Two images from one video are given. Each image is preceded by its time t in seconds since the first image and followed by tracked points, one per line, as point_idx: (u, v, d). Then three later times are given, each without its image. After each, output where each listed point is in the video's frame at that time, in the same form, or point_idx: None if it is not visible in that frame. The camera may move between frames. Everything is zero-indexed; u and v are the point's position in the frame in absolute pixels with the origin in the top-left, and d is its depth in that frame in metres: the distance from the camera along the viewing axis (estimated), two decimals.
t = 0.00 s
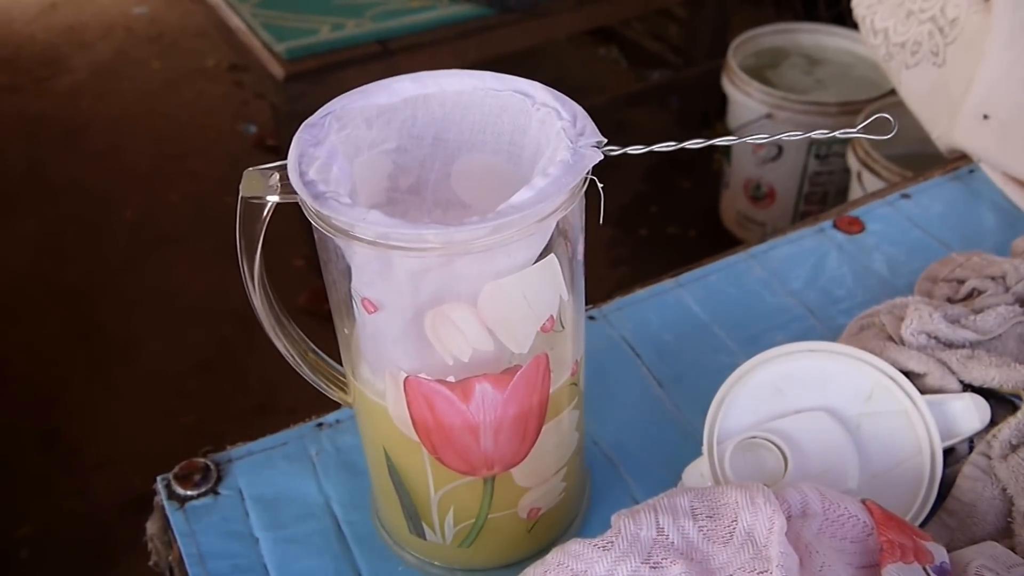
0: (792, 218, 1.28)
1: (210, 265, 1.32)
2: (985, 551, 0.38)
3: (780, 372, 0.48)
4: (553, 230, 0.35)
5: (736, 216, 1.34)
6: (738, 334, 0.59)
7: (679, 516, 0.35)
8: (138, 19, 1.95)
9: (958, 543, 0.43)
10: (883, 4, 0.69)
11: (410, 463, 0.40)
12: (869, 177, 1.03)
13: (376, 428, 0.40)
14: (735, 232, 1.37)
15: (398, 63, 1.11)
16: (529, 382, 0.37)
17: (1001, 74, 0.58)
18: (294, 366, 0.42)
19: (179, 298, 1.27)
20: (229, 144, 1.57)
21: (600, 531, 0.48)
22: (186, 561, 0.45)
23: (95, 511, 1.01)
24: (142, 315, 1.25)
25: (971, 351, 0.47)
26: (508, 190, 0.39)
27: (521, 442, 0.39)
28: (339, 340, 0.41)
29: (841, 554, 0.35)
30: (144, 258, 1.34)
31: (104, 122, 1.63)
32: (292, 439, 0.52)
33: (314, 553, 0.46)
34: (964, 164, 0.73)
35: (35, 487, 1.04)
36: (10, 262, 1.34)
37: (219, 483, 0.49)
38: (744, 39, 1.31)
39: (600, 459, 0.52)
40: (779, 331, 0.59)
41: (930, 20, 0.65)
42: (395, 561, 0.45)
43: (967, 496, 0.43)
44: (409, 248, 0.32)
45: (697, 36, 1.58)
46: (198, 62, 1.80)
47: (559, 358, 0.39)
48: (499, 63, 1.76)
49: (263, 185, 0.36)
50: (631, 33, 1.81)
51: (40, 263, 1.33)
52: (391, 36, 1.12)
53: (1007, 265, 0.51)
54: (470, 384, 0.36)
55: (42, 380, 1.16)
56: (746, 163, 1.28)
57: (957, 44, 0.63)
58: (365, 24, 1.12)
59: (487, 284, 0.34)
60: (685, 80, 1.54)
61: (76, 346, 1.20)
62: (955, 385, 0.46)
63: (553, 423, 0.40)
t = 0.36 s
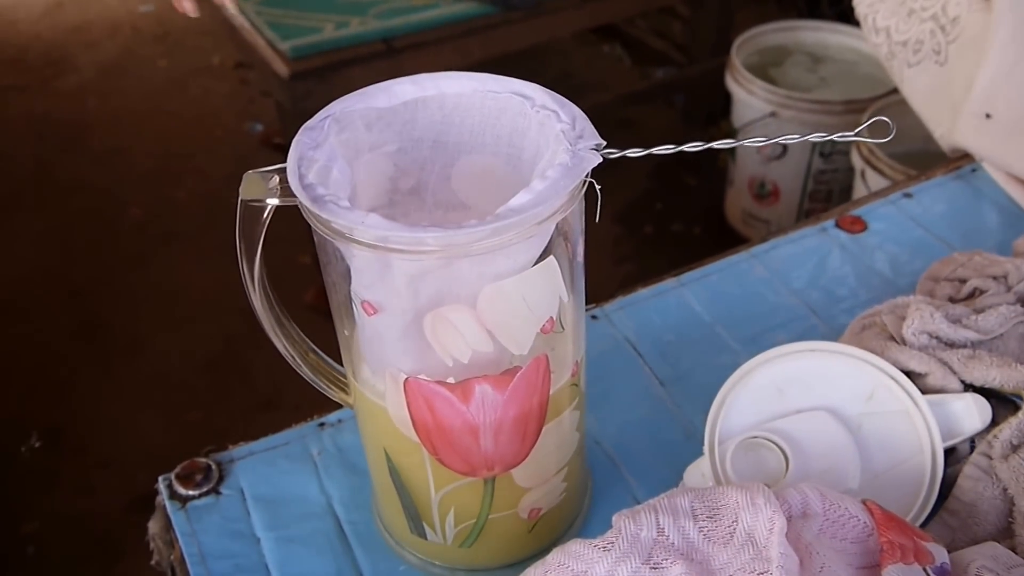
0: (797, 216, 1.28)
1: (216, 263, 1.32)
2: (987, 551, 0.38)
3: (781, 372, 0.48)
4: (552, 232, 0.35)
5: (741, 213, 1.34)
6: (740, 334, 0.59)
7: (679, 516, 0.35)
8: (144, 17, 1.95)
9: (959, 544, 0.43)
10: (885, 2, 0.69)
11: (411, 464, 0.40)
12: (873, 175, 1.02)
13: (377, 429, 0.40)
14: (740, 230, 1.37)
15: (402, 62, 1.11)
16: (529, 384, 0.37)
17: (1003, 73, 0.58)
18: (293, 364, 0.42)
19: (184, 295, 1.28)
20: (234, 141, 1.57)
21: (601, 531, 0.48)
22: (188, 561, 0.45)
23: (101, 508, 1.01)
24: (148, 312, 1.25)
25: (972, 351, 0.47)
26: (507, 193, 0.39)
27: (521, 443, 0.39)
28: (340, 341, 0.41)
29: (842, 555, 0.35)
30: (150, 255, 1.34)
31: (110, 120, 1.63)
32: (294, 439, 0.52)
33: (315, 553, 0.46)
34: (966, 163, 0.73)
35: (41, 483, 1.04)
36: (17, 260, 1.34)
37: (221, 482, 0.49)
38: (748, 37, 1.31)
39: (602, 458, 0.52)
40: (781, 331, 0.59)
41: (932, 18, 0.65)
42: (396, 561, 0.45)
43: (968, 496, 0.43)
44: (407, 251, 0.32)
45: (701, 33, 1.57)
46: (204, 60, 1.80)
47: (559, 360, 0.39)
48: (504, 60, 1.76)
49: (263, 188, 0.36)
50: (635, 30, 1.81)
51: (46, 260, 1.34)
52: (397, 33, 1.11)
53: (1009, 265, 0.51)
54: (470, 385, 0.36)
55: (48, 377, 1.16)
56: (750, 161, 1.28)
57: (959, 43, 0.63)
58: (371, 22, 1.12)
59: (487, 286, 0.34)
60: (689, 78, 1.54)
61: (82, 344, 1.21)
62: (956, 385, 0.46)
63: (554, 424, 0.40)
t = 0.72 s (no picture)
0: (800, 211, 1.28)
1: (219, 255, 1.32)
2: (986, 551, 0.38)
3: (781, 371, 0.48)
4: (551, 234, 0.35)
5: (744, 208, 1.34)
6: (741, 333, 0.59)
7: (680, 516, 0.36)
8: (146, 9, 1.95)
9: (959, 543, 0.43)
10: None
11: (411, 464, 0.40)
12: (876, 169, 1.02)
13: (377, 430, 0.40)
14: (743, 223, 1.36)
15: (406, 52, 1.18)
16: (529, 385, 0.37)
17: (1006, 71, 0.58)
18: (292, 363, 0.42)
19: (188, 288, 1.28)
20: (237, 133, 1.57)
21: (602, 529, 0.48)
22: (188, 559, 0.45)
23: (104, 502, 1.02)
24: (151, 305, 1.25)
25: (973, 350, 0.47)
26: (507, 195, 0.39)
27: (521, 444, 0.39)
28: (340, 341, 0.41)
29: (841, 555, 0.35)
30: (153, 248, 1.34)
31: (113, 112, 1.63)
32: (295, 437, 0.52)
33: (316, 552, 0.46)
34: (968, 161, 0.73)
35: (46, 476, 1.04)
36: (20, 253, 1.34)
37: (222, 481, 0.49)
38: (751, 32, 1.31)
39: (602, 456, 0.52)
40: (781, 329, 0.59)
41: (934, 16, 0.64)
42: (396, 560, 0.46)
43: (967, 495, 0.43)
44: (408, 253, 0.32)
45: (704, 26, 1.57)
46: (206, 52, 1.80)
47: (559, 360, 0.39)
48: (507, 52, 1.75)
49: (263, 189, 0.36)
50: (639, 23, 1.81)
51: (49, 253, 1.34)
52: (399, 27, 1.18)
53: (1010, 264, 0.51)
54: (470, 386, 0.36)
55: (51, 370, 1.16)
56: (753, 154, 1.28)
57: (960, 41, 0.62)
58: (373, 16, 1.18)
59: (486, 287, 0.35)
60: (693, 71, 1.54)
61: (85, 337, 1.21)
62: (956, 384, 0.46)
63: (554, 424, 0.40)
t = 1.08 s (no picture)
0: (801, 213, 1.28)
1: (219, 259, 1.33)
2: (985, 551, 0.38)
3: (781, 370, 0.48)
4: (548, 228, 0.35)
5: (744, 210, 1.34)
6: (741, 333, 0.59)
7: (680, 515, 0.36)
8: (147, 12, 1.95)
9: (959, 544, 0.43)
10: None
11: (411, 463, 0.40)
12: (876, 171, 1.02)
13: (377, 429, 0.40)
14: (743, 226, 1.36)
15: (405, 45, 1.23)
16: (529, 383, 0.37)
17: (1008, 69, 0.58)
18: (291, 360, 0.42)
19: (189, 291, 1.28)
20: (237, 136, 1.57)
21: (602, 529, 0.48)
22: (189, 559, 0.45)
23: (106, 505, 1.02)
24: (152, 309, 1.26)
25: (973, 350, 0.47)
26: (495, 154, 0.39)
27: (521, 443, 0.39)
28: (339, 339, 0.41)
29: (840, 555, 0.35)
30: (154, 252, 1.35)
31: (114, 116, 1.63)
32: (295, 437, 0.52)
33: (316, 552, 0.46)
34: (969, 160, 0.73)
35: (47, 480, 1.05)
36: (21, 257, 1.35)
37: (222, 481, 0.49)
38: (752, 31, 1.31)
39: (602, 457, 0.52)
40: (781, 329, 0.59)
41: (936, 14, 0.64)
42: (397, 560, 0.46)
43: (967, 496, 0.43)
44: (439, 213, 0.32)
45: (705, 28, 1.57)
46: (207, 55, 1.80)
47: (559, 358, 0.39)
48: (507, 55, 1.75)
49: (261, 184, 0.37)
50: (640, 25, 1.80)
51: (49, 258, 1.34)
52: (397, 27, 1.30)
53: (1010, 263, 0.51)
54: (469, 384, 0.36)
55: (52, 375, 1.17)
56: (754, 156, 1.27)
57: (962, 39, 0.63)
58: (374, 18, 1.31)
59: (485, 284, 0.35)
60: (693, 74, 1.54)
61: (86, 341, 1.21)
62: (956, 384, 0.46)
63: (553, 423, 0.40)
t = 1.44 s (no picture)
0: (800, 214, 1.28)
1: (218, 260, 1.33)
2: (983, 552, 0.38)
3: (780, 370, 0.48)
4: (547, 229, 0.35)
5: (743, 211, 1.34)
6: (741, 333, 0.59)
7: (679, 516, 0.35)
8: (146, 13, 1.94)
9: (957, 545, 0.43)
10: None
11: (411, 464, 0.40)
12: (875, 172, 1.02)
13: (376, 429, 0.40)
14: (742, 227, 1.36)
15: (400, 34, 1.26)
16: (529, 384, 0.37)
17: (1008, 69, 0.58)
18: (291, 360, 0.42)
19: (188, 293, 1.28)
20: (237, 138, 1.57)
21: (601, 530, 0.48)
22: (189, 558, 0.45)
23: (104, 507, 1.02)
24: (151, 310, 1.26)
25: (973, 350, 0.47)
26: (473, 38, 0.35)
27: (521, 443, 0.39)
28: (340, 338, 0.41)
29: (838, 556, 0.35)
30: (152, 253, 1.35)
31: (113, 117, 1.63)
32: (295, 436, 0.52)
33: (315, 551, 0.46)
34: (969, 161, 0.73)
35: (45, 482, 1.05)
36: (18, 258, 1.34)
37: (222, 479, 0.49)
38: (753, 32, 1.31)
39: (602, 456, 0.52)
40: (781, 330, 0.59)
41: (937, 14, 0.64)
42: (396, 560, 0.46)
43: (967, 497, 0.43)
44: None
45: (704, 30, 1.57)
46: (206, 57, 1.80)
47: (558, 357, 0.39)
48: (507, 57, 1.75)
49: (261, 184, 0.37)
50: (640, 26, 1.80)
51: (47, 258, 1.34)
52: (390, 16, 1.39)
53: (1011, 264, 0.51)
54: (469, 385, 0.36)
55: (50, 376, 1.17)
56: (753, 157, 1.27)
57: (964, 39, 0.63)
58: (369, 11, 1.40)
59: (484, 285, 0.35)
60: (693, 75, 1.54)
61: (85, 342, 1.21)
62: (956, 384, 0.46)
63: (553, 423, 0.40)
